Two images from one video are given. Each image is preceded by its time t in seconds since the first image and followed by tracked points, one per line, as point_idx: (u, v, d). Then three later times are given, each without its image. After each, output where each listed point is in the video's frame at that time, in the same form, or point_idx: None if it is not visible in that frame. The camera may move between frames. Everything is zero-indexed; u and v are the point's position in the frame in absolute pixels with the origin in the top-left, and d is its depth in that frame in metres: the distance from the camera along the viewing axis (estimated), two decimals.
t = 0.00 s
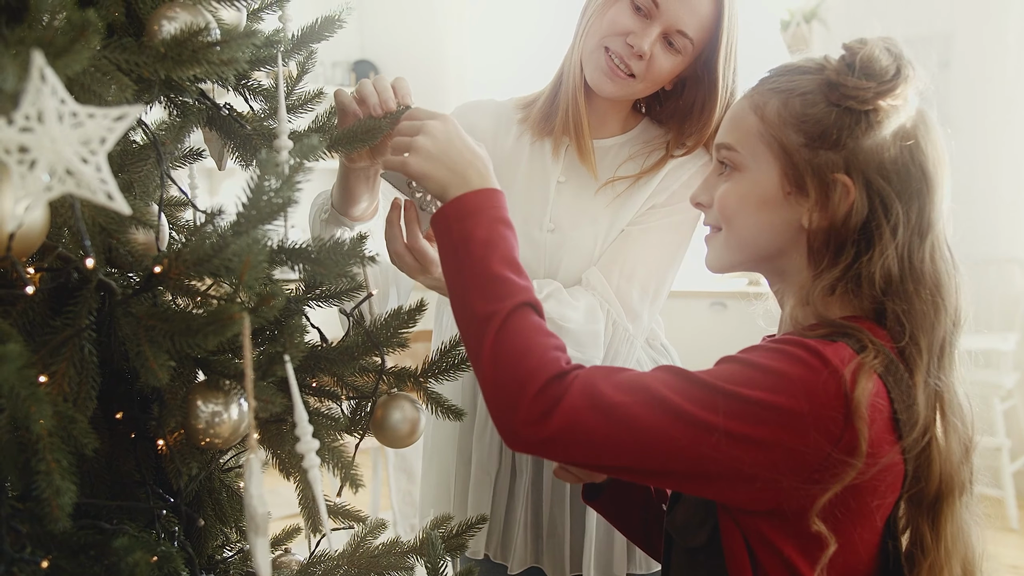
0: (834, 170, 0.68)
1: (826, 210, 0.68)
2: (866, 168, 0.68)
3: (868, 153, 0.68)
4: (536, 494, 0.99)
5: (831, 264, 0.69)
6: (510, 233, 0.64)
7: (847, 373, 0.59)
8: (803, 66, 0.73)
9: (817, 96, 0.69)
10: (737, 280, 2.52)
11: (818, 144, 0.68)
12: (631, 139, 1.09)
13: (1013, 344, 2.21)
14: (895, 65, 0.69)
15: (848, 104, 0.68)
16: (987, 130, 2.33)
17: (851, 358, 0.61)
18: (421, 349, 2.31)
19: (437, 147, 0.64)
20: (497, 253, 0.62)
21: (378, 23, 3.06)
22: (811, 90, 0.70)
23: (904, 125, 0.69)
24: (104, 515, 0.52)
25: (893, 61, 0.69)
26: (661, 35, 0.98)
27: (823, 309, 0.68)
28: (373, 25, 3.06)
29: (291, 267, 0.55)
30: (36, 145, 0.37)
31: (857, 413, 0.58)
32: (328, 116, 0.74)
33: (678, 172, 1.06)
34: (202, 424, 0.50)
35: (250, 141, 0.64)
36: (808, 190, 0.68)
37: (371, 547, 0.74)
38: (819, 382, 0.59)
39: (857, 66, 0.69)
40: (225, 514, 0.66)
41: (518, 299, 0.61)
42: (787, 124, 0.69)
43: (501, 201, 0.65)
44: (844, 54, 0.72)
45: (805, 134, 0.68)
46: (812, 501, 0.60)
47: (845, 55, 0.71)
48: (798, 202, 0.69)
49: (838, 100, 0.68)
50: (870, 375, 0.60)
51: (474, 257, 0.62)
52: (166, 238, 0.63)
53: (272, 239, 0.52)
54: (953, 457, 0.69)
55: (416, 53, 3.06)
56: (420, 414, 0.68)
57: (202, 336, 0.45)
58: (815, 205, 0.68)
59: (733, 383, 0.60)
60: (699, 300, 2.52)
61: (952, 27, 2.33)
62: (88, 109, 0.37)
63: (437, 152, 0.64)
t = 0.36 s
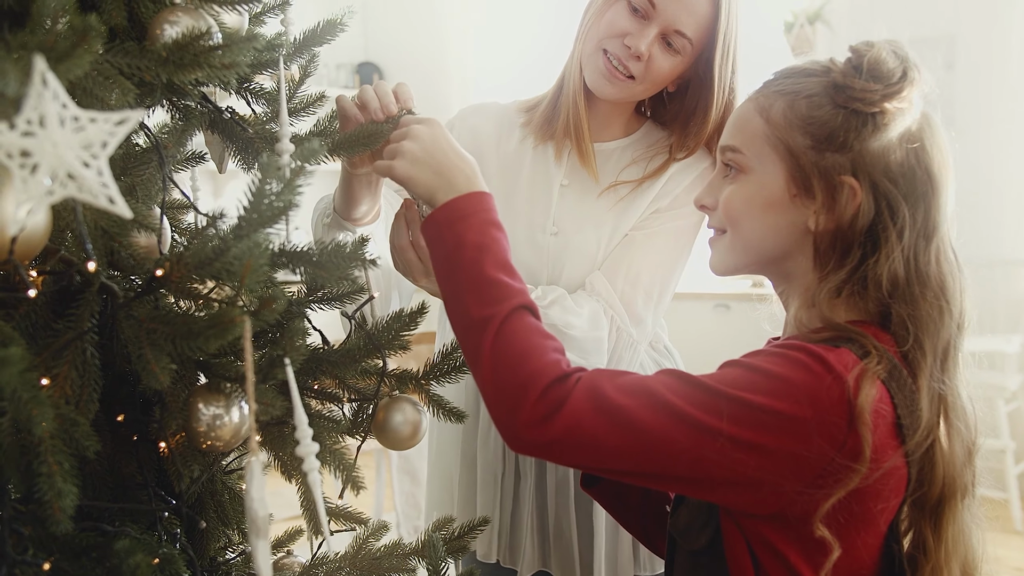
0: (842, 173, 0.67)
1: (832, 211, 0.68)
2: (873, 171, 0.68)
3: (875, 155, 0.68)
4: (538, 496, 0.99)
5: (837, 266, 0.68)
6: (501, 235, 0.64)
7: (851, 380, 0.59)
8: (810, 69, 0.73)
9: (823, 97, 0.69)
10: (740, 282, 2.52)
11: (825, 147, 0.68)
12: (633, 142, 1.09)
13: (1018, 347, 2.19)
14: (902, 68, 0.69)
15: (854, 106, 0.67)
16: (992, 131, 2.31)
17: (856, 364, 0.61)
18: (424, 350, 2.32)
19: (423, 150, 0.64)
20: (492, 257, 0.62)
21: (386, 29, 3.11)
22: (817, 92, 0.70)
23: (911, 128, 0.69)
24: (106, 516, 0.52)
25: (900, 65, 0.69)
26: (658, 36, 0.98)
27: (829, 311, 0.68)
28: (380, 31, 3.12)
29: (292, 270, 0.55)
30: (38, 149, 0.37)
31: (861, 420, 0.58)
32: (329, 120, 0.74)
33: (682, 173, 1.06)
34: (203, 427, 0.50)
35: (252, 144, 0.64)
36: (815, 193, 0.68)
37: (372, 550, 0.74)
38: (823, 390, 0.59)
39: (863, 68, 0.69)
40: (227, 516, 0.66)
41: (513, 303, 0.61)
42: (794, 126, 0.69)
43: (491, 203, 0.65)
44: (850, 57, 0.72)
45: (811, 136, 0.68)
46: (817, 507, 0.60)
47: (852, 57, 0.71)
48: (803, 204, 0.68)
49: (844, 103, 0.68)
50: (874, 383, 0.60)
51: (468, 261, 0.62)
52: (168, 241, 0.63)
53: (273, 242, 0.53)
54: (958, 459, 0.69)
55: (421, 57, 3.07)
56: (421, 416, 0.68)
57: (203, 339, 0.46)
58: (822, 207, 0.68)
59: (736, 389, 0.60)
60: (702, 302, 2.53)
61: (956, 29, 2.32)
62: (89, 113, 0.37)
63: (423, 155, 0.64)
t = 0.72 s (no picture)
0: (850, 174, 0.67)
1: (841, 212, 0.67)
2: (880, 171, 0.67)
3: (882, 156, 0.67)
4: (542, 498, 0.98)
5: (846, 267, 0.68)
6: (493, 229, 0.64)
7: (855, 384, 0.59)
8: (816, 70, 0.73)
9: (829, 97, 0.69)
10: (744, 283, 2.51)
11: (832, 147, 0.68)
12: (637, 145, 1.09)
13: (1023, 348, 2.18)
14: (909, 69, 0.69)
15: (862, 107, 0.67)
16: (997, 132, 2.30)
17: (860, 369, 0.60)
18: (428, 352, 2.32)
19: (412, 148, 0.64)
20: (487, 251, 0.62)
21: (390, 32, 3.12)
22: (823, 94, 0.70)
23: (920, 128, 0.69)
24: (109, 518, 0.53)
25: (907, 67, 0.69)
26: (658, 38, 0.98)
27: (837, 313, 0.67)
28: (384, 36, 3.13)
29: (294, 273, 0.55)
30: (39, 152, 0.37)
31: (865, 425, 0.58)
32: (331, 122, 0.74)
33: (686, 176, 1.05)
34: (206, 429, 0.50)
35: (255, 146, 0.64)
36: (823, 194, 0.68)
37: (375, 551, 0.74)
38: (827, 394, 0.59)
39: (870, 69, 0.69)
40: (230, 518, 0.66)
41: (511, 297, 0.61)
42: (800, 126, 0.69)
43: (481, 198, 0.65)
44: (856, 58, 0.71)
45: (819, 137, 0.68)
46: (821, 511, 0.60)
47: (858, 58, 0.71)
48: (811, 204, 0.68)
49: (851, 103, 0.68)
50: (879, 388, 0.59)
51: (464, 256, 0.62)
52: (172, 244, 0.63)
53: (275, 245, 0.53)
54: (963, 461, 0.68)
55: (424, 59, 3.07)
56: (424, 418, 0.68)
57: (205, 342, 0.46)
58: (830, 208, 0.67)
59: (740, 389, 0.59)
60: (705, 304, 2.53)
61: (960, 29, 2.31)
62: (91, 117, 0.38)
63: (417, 157, 0.64)
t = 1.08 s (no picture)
0: (859, 173, 0.67)
1: (851, 211, 0.67)
2: (884, 173, 0.67)
3: (886, 158, 0.67)
4: (545, 501, 0.98)
5: (856, 267, 0.68)
6: (499, 233, 0.64)
7: (858, 391, 0.59)
8: (824, 71, 0.73)
9: (836, 97, 0.69)
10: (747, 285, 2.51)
11: (842, 146, 0.68)
12: (641, 147, 1.09)
13: None
14: (917, 69, 0.68)
15: (869, 106, 0.67)
16: (1002, 133, 2.29)
17: (863, 375, 0.60)
18: (431, 354, 2.32)
19: (419, 149, 0.64)
20: (492, 255, 0.62)
21: (391, 28, 3.06)
22: (830, 94, 0.70)
23: (924, 129, 0.69)
24: (112, 520, 0.53)
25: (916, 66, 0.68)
26: (660, 39, 0.98)
27: (847, 314, 0.67)
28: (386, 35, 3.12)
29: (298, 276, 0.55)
30: (42, 155, 0.37)
31: (867, 432, 0.58)
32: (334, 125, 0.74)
33: (690, 179, 1.05)
34: (208, 431, 0.50)
35: (257, 149, 0.64)
36: (833, 193, 0.68)
37: (378, 554, 0.74)
38: (829, 400, 0.58)
39: (879, 69, 0.69)
40: (233, 521, 0.66)
41: (514, 301, 0.60)
42: (809, 127, 0.69)
43: (487, 202, 0.65)
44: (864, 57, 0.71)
45: (828, 137, 0.68)
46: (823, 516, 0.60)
47: (866, 58, 0.71)
48: (820, 204, 0.68)
49: (860, 103, 0.68)
50: (880, 393, 0.59)
51: (468, 260, 0.62)
52: (175, 246, 0.64)
53: (278, 247, 0.53)
54: (968, 465, 0.68)
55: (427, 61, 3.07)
56: (427, 421, 0.68)
57: (208, 344, 0.46)
58: (840, 208, 0.67)
59: (742, 394, 0.59)
60: (709, 306, 2.53)
61: (965, 30, 2.30)
62: (93, 120, 0.38)
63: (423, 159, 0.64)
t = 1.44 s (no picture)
0: (870, 171, 0.67)
1: (864, 209, 0.67)
2: (889, 175, 0.67)
3: (890, 159, 0.67)
4: (549, 503, 0.98)
5: (869, 261, 0.67)
6: (494, 236, 0.64)
7: (858, 395, 0.59)
8: (832, 73, 0.73)
9: (845, 97, 0.70)
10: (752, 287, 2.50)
11: (852, 143, 0.68)
12: (645, 150, 1.09)
13: None
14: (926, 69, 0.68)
15: (879, 104, 0.67)
16: (1009, 134, 2.27)
17: (864, 378, 0.60)
18: (436, 356, 2.32)
19: (424, 153, 0.64)
20: (489, 258, 0.62)
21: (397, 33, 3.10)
22: (839, 94, 0.70)
23: (931, 130, 0.68)
24: (117, 521, 0.53)
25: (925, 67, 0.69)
26: (665, 42, 0.98)
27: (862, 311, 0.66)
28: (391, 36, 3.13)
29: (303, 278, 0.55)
30: (47, 158, 0.37)
31: (867, 437, 0.58)
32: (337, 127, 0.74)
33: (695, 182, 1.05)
34: (213, 433, 0.50)
35: (260, 152, 0.64)
36: (843, 192, 0.67)
37: (382, 555, 0.74)
38: (828, 405, 0.58)
39: (888, 68, 0.69)
40: (237, 521, 0.66)
41: (513, 304, 0.60)
42: (818, 125, 0.69)
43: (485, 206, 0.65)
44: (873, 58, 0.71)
45: (838, 135, 0.68)
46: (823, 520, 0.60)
47: (875, 58, 0.71)
48: (831, 202, 0.68)
49: (869, 101, 0.68)
50: (880, 398, 0.59)
51: (465, 263, 0.62)
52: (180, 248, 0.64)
53: (282, 248, 0.53)
54: (975, 467, 0.67)
55: (432, 63, 3.08)
56: (431, 422, 0.68)
57: (212, 346, 0.46)
58: (852, 205, 0.67)
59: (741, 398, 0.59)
60: (713, 307, 2.52)
61: (970, 32, 2.29)
62: (98, 124, 0.38)
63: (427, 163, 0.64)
